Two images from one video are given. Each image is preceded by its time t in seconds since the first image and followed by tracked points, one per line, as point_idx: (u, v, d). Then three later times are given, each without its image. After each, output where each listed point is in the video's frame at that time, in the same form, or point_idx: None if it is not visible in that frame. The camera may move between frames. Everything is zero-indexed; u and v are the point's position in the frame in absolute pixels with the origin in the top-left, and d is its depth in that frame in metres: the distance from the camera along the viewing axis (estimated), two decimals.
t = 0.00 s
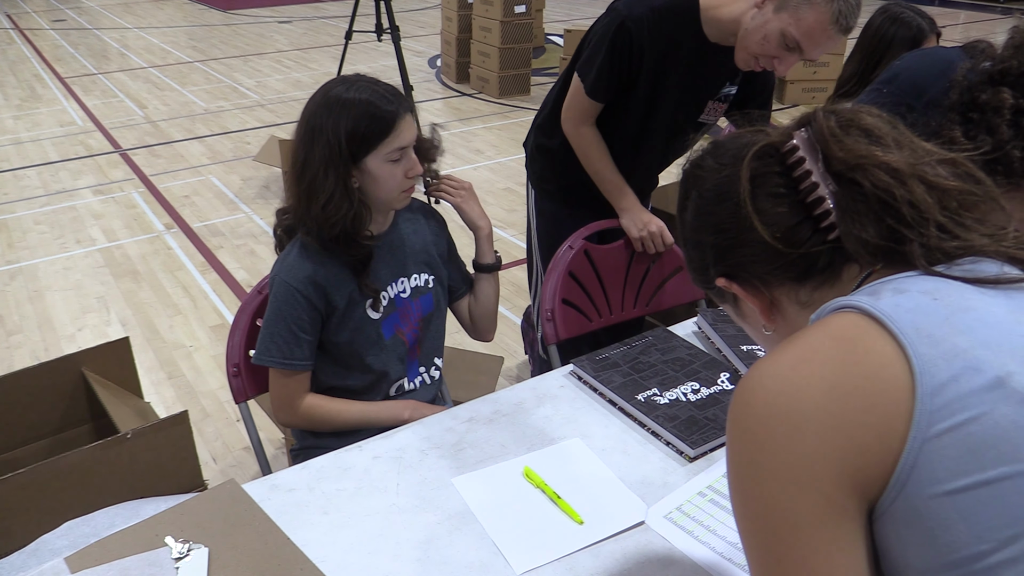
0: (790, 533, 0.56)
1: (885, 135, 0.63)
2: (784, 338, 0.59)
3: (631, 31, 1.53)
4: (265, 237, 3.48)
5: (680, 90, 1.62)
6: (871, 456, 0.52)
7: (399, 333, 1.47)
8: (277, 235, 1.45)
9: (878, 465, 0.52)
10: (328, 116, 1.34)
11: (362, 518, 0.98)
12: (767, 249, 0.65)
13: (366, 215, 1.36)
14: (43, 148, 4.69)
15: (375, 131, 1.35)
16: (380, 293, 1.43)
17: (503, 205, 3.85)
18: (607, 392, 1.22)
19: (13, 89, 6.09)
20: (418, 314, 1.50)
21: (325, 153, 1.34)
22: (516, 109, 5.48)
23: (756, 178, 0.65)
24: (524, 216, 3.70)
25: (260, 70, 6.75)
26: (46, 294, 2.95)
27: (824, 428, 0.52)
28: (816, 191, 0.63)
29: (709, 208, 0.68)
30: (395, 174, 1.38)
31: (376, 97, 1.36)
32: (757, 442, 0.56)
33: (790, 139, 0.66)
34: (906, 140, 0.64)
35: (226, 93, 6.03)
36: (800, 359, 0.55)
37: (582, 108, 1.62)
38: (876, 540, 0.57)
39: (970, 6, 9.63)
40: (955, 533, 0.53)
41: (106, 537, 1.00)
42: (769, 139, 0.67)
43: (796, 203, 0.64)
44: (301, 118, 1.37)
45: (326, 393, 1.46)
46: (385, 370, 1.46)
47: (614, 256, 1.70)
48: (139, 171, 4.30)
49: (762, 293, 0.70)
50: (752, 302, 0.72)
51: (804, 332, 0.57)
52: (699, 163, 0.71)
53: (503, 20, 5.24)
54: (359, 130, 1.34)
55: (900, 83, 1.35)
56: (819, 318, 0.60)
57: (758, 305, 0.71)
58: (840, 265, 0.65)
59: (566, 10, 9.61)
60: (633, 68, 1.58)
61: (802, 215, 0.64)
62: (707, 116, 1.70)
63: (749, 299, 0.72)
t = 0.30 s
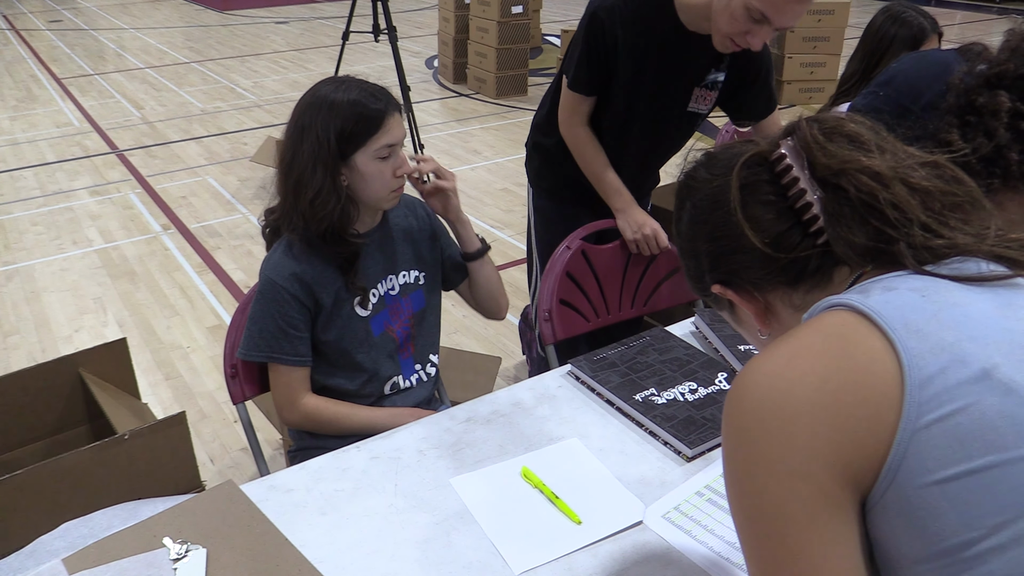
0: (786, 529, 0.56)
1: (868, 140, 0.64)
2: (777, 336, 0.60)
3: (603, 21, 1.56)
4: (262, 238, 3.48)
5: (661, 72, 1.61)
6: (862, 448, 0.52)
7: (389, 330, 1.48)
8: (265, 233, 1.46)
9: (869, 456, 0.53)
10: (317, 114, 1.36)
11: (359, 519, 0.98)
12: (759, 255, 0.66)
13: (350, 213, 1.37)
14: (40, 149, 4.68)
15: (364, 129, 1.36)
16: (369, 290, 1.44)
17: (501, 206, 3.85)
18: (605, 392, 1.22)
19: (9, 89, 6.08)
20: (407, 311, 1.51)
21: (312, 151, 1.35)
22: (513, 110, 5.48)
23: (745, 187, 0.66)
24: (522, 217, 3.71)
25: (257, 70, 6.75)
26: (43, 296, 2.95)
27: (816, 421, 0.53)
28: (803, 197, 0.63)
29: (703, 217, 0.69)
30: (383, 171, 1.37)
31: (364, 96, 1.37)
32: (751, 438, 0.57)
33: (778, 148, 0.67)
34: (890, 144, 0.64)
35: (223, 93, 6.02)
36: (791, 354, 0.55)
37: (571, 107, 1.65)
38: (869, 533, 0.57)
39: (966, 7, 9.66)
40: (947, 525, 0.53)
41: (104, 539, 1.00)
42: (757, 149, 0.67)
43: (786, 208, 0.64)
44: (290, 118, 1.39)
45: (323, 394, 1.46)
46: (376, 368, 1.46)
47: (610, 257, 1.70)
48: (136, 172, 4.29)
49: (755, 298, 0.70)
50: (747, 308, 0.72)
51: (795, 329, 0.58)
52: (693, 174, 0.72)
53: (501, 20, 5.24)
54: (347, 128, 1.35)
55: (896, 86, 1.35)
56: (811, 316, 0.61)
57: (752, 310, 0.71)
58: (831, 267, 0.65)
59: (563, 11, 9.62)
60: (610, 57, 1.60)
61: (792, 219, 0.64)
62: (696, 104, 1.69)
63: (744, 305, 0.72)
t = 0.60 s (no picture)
0: (783, 528, 0.56)
1: (858, 140, 0.65)
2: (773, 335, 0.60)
3: (572, 19, 1.60)
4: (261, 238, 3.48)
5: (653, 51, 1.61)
6: (857, 445, 0.53)
7: (389, 326, 1.48)
8: (265, 235, 1.46)
9: (865, 453, 0.53)
10: (320, 115, 1.36)
11: (359, 519, 0.98)
12: (752, 254, 0.66)
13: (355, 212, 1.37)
14: (38, 149, 4.68)
15: (367, 129, 1.36)
16: (369, 288, 1.44)
17: (499, 206, 3.85)
18: (603, 392, 1.22)
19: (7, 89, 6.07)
20: (406, 306, 1.51)
21: (316, 150, 1.35)
22: (512, 110, 5.48)
23: (737, 186, 0.66)
24: (520, 217, 3.71)
25: (255, 70, 6.74)
26: (40, 296, 2.94)
27: (812, 418, 0.53)
28: (795, 195, 0.63)
29: (695, 216, 0.69)
30: (386, 171, 1.38)
31: (368, 96, 1.38)
32: (747, 436, 0.57)
33: (769, 148, 0.67)
34: (879, 144, 0.65)
35: (221, 93, 6.02)
36: (787, 353, 0.55)
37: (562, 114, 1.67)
38: (866, 529, 0.57)
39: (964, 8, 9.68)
40: (941, 521, 0.53)
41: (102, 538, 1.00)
42: (749, 148, 0.67)
43: (779, 207, 0.64)
44: (294, 119, 1.39)
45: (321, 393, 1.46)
46: (374, 364, 1.46)
47: (608, 256, 1.70)
48: (134, 172, 4.29)
49: (748, 296, 0.70)
50: (739, 307, 0.72)
51: (790, 328, 0.58)
52: (686, 174, 0.72)
53: (499, 21, 5.25)
54: (350, 128, 1.35)
55: (893, 87, 1.36)
56: (805, 315, 0.61)
57: (746, 308, 0.71)
58: (823, 266, 0.65)
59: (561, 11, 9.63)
60: (592, 50, 1.61)
61: (784, 218, 0.64)
62: (692, 67, 1.68)
63: (736, 303, 0.72)
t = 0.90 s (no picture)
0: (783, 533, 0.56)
1: (866, 140, 0.64)
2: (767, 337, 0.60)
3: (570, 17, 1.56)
4: (259, 239, 3.48)
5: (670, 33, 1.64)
6: (857, 446, 0.53)
7: (391, 326, 1.48)
8: (266, 235, 1.46)
9: (864, 454, 0.53)
10: (322, 118, 1.36)
11: (359, 519, 0.99)
12: (747, 243, 0.65)
13: (357, 215, 1.38)
14: (36, 150, 4.68)
15: (369, 133, 1.36)
16: (371, 289, 1.44)
17: (498, 207, 3.85)
18: (602, 393, 1.23)
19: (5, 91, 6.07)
20: (407, 306, 1.51)
21: (319, 153, 1.35)
22: (510, 111, 5.48)
23: (740, 170, 0.64)
24: (519, 218, 3.71)
25: (253, 71, 6.74)
26: (39, 297, 2.94)
27: (810, 420, 0.53)
28: (796, 187, 0.63)
29: (694, 196, 0.67)
30: (388, 176, 1.38)
31: (370, 100, 1.38)
32: (745, 439, 0.57)
33: (776, 135, 0.65)
34: (885, 145, 0.65)
35: (219, 94, 6.02)
36: (785, 355, 0.55)
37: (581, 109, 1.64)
38: (863, 532, 0.57)
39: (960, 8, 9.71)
40: (938, 523, 0.53)
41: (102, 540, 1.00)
42: (754, 133, 0.66)
43: (780, 196, 0.63)
44: (296, 122, 1.39)
45: (320, 394, 1.46)
46: (374, 364, 1.47)
47: (608, 256, 1.70)
48: (132, 173, 4.29)
49: (738, 281, 0.69)
50: (730, 290, 0.71)
51: (785, 330, 0.58)
52: (688, 149, 0.70)
53: (497, 22, 5.25)
54: (352, 132, 1.35)
55: (888, 91, 1.36)
56: (801, 315, 0.61)
57: (736, 293, 0.71)
58: (819, 260, 0.65)
59: (559, 12, 9.64)
60: (614, 48, 1.59)
61: (784, 209, 0.63)
62: (691, 36, 1.68)
63: (728, 287, 0.71)
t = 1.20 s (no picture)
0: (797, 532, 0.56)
1: (917, 93, 0.59)
2: (776, 323, 0.59)
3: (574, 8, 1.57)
4: (258, 241, 3.48)
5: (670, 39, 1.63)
6: (877, 449, 0.53)
7: (390, 329, 1.47)
8: (264, 238, 1.46)
9: (883, 457, 0.53)
10: (318, 121, 1.36)
11: (357, 520, 0.99)
12: (761, 174, 0.61)
13: (357, 219, 1.38)
14: (34, 151, 4.68)
15: (366, 136, 1.36)
16: (371, 291, 1.44)
17: (496, 208, 3.84)
18: (601, 394, 1.23)
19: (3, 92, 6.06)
20: (407, 309, 1.51)
21: (315, 159, 1.35)
22: (508, 112, 5.48)
23: (771, 96, 0.60)
24: (517, 219, 3.71)
25: (251, 73, 6.74)
26: (37, 299, 2.94)
27: (831, 421, 0.52)
28: (826, 127, 0.59)
29: (713, 114, 0.63)
30: (386, 179, 1.39)
31: (365, 103, 1.37)
32: (757, 435, 0.56)
33: (818, 66, 0.61)
34: (935, 101, 0.60)
35: (217, 96, 6.01)
36: (801, 350, 0.54)
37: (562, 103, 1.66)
38: (873, 531, 0.58)
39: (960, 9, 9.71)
40: (952, 527, 0.54)
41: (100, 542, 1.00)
42: (794, 57, 0.60)
43: (806, 135, 0.60)
44: (290, 125, 1.38)
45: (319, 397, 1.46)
46: (373, 367, 1.46)
47: (607, 257, 1.70)
48: (130, 174, 4.29)
49: (741, 213, 0.66)
50: (732, 222, 0.68)
51: (797, 317, 0.57)
52: (716, 59, 0.64)
53: (496, 23, 5.25)
54: (349, 135, 1.35)
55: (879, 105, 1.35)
56: (809, 298, 0.60)
57: (737, 226, 0.67)
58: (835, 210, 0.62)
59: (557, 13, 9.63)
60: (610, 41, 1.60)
61: (808, 148, 0.60)
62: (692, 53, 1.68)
63: (730, 217, 0.67)
